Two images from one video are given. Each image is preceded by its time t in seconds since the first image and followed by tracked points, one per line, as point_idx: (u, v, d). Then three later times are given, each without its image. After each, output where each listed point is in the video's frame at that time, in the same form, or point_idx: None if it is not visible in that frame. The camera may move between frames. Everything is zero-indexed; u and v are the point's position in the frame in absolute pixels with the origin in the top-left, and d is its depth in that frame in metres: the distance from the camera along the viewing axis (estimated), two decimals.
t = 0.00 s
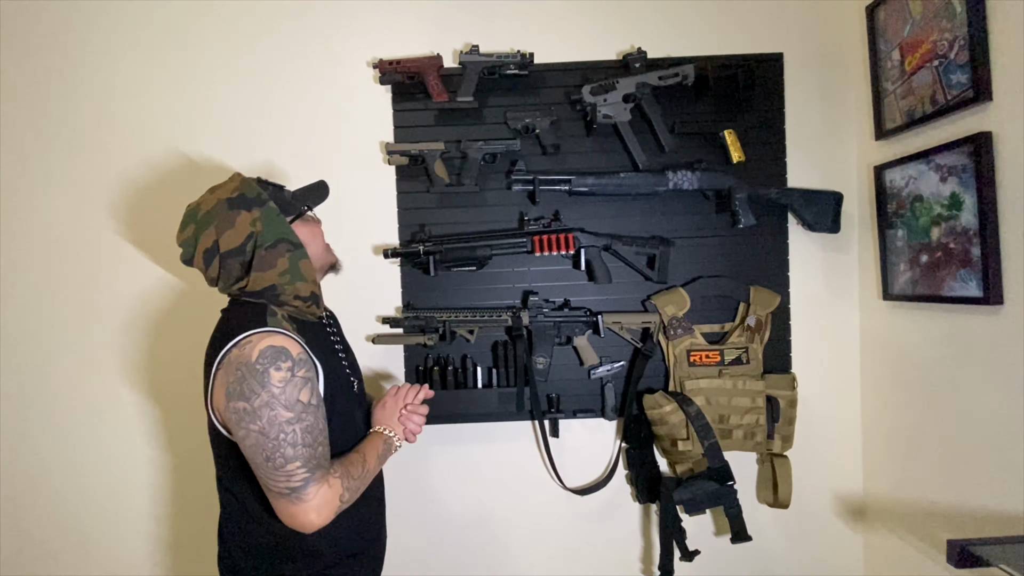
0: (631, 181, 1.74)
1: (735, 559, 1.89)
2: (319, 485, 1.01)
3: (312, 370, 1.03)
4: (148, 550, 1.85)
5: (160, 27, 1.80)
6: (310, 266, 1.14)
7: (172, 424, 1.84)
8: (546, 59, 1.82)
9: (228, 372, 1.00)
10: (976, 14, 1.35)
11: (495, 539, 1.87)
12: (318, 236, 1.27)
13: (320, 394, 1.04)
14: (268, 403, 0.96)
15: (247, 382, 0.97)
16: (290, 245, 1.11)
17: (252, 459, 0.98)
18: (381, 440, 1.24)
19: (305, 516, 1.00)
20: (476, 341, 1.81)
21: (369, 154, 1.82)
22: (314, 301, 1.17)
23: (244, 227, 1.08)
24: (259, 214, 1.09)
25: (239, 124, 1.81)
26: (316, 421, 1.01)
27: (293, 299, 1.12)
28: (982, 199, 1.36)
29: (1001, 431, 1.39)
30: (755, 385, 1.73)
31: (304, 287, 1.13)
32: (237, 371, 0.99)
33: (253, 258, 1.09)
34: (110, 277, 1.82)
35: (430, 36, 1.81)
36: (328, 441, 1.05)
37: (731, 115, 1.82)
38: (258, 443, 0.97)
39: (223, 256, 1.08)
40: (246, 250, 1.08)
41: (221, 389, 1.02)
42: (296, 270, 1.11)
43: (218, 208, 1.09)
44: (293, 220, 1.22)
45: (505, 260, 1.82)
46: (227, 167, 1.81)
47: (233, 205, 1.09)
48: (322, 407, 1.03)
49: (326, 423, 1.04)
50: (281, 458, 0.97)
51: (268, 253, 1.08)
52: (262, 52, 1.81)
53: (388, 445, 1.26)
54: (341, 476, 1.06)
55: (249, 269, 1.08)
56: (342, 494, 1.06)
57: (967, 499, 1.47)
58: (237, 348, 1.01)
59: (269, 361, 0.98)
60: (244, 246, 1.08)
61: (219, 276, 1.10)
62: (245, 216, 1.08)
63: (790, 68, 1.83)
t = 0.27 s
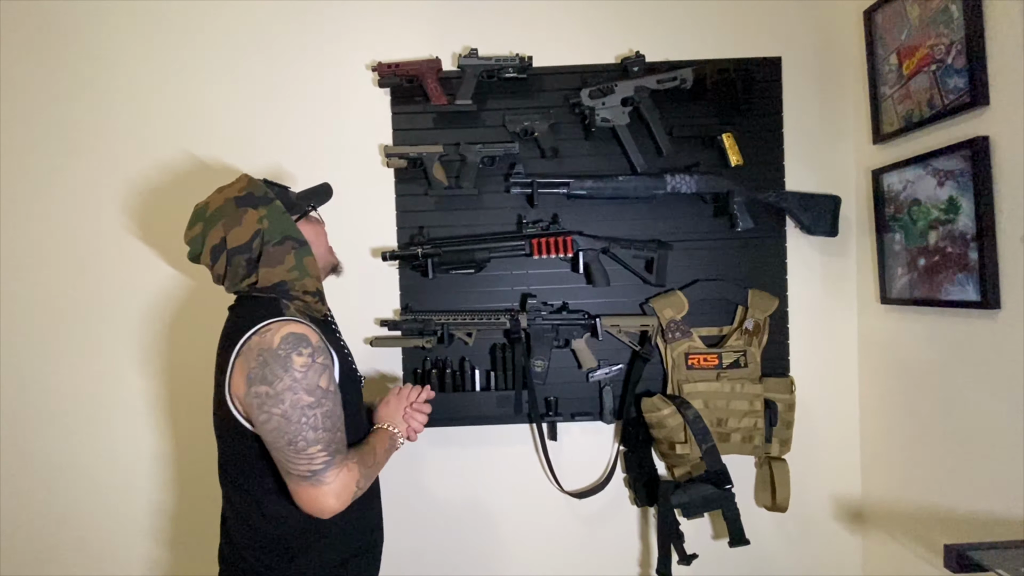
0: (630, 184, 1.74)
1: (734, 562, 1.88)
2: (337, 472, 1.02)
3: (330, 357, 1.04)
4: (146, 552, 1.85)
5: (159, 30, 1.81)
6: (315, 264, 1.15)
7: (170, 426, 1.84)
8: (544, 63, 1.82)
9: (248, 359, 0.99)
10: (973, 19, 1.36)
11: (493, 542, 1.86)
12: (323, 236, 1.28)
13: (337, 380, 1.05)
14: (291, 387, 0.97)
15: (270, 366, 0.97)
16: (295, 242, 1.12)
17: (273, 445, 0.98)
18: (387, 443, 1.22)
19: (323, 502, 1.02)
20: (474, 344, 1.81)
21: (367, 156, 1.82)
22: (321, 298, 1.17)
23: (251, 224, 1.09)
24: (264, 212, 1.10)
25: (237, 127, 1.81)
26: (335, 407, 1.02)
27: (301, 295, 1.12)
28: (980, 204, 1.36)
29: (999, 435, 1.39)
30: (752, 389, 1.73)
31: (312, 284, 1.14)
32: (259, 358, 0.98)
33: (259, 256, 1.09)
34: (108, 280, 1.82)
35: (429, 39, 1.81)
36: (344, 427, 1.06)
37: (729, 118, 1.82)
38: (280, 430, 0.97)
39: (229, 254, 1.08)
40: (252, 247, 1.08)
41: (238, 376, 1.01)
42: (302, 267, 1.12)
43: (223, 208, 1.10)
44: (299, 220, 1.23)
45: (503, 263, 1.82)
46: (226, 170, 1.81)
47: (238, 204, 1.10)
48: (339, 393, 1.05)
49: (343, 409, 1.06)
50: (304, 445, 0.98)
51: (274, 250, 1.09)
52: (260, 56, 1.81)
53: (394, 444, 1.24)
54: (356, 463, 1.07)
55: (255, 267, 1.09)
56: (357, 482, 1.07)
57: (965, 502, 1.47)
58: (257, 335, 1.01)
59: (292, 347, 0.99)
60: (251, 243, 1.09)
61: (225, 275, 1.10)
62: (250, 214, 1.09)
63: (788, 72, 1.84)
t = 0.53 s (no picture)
0: (627, 188, 1.75)
1: (730, 565, 1.89)
2: (377, 464, 1.02)
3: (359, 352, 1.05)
4: (143, 554, 1.84)
5: (160, 33, 1.81)
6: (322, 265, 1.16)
7: (168, 427, 1.84)
8: (543, 67, 1.83)
9: (280, 355, 0.98)
10: (968, 26, 1.36)
11: (491, 545, 1.86)
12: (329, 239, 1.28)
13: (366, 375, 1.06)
14: (330, 380, 0.97)
15: (308, 361, 0.97)
16: (304, 242, 1.13)
17: (312, 441, 0.97)
18: (402, 447, 1.24)
19: (364, 495, 1.01)
20: (472, 347, 1.82)
21: (366, 159, 1.83)
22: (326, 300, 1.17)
23: (260, 221, 1.09)
24: (275, 210, 1.11)
25: (237, 130, 1.82)
26: (370, 399, 1.03)
27: (308, 296, 1.13)
28: (974, 209, 1.37)
29: (994, 439, 1.40)
30: (749, 392, 1.74)
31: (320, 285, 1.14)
32: (292, 352, 0.98)
33: (266, 253, 1.09)
34: (106, 281, 1.83)
35: (428, 43, 1.82)
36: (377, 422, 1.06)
37: (726, 123, 1.83)
38: (320, 424, 0.96)
39: (236, 250, 1.07)
40: (261, 244, 1.09)
41: (269, 373, 0.99)
42: (310, 267, 1.13)
43: (233, 204, 1.10)
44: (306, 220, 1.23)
45: (501, 266, 1.82)
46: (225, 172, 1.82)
47: (248, 200, 1.11)
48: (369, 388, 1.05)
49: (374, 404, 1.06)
50: (344, 437, 0.97)
51: (283, 249, 1.10)
52: (260, 59, 1.82)
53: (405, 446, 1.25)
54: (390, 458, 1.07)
55: (262, 264, 1.08)
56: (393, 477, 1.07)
57: (961, 506, 1.48)
58: (286, 331, 1.00)
59: (326, 340, 0.99)
60: (257, 240, 1.09)
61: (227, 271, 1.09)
62: (261, 211, 1.10)
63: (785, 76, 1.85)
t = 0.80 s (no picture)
0: (625, 191, 1.76)
1: (727, 566, 1.90)
2: (398, 475, 1.02)
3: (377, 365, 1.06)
4: (140, 555, 1.85)
5: (159, 35, 1.82)
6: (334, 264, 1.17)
7: (166, 429, 1.84)
8: (542, 71, 1.84)
9: (302, 368, 0.98)
10: (962, 32, 1.38)
11: (488, 546, 1.87)
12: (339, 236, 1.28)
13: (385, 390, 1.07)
14: (353, 394, 0.98)
15: (330, 375, 0.98)
16: (317, 241, 1.13)
17: (335, 455, 0.97)
18: (417, 457, 1.25)
19: (385, 507, 1.01)
20: (470, 348, 1.82)
21: (365, 162, 1.83)
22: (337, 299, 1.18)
23: (274, 219, 1.08)
24: (288, 208, 1.10)
25: (237, 132, 1.83)
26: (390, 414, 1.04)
27: (321, 296, 1.14)
28: (968, 213, 1.39)
29: (988, 440, 1.41)
30: (745, 394, 1.75)
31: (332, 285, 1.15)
32: (315, 362, 0.98)
33: (279, 253, 1.09)
34: (105, 282, 1.83)
35: (428, 46, 1.83)
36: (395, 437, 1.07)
37: (724, 127, 1.84)
38: (344, 435, 0.97)
39: (248, 249, 1.06)
40: (275, 243, 1.08)
41: (289, 384, 0.99)
42: (323, 267, 1.13)
43: (244, 199, 1.09)
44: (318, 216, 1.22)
45: (500, 268, 1.83)
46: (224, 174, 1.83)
47: (261, 197, 1.09)
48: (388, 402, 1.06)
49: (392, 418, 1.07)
50: (368, 448, 0.98)
51: (297, 249, 1.10)
52: (260, 61, 1.83)
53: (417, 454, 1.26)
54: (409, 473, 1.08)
55: (275, 264, 1.08)
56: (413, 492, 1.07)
57: (955, 507, 1.49)
58: (306, 341, 1.00)
59: (349, 350, 1.00)
60: (271, 239, 1.08)
61: (237, 269, 1.08)
62: (274, 209, 1.09)
63: (781, 81, 1.86)
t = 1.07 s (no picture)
0: (623, 194, 1.78)
1: (723, 567, 1.91)
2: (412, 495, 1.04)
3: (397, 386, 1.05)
4: (137, 555, 1.85)
5: (159, 37, 1.83)
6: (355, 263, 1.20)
7: (164, 429, 1.85)
8: (540, 74, 1.85)
9: (325, 387, 0.97)
10: (955, 38, 1.40)
11: (486, 547, 1.88)
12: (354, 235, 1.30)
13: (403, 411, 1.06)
14: (375, 418, 0.97)
15: (354, 396, 0.97)
16: (344, 239, 1.16)
17: (352, 477, 0.96)
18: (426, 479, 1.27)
19: (396, 531, 1.01)
20: (469, 350, 1.83)
21: (365, 163, 1.84)
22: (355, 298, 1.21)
23: (304, 216, 1.10)
24: (318, 206, 1.12)
25: (236, 133, 1.84)
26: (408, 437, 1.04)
27: (344, 295, 1.16)
28: (961, 217, 1.41)
29: (981, 441, 1.43)
30: (742, 395, 1.77)
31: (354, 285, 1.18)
32: (341, 382, 0.97)
33: (307, 251, 1.10)
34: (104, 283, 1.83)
35: (427, 49, 1.85)
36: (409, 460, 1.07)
37: (720, 130, 1.86)
38: (365, 456, 0.96)
39: (280, 246, 1.07)
40: (305, 241, 1.10)
41: (311, 402, 0.97)
42: (348, 265, 1.16)
43: (273, 194, 1.09)
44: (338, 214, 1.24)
45: (499, 269, 1.85)
46: (223, 174, 1.84)
47: (291, 193, 1.10)
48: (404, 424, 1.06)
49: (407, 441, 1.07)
50: (388, 468, 0.98)
51: (326, 247, 1.12)
52: (260, 62, 1.84)
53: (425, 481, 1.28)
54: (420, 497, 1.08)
55: (304, 261, 1.10)
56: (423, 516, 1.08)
57: (949, 507, 1.50)
58: (331, 358, 0.98)
59: (375, 371, 0.99)
60: (301, 236, 1.09)
61: (265, 266, 1.07)
62: (305, 206, 1.10)
63: (777, 85, 1.88)
